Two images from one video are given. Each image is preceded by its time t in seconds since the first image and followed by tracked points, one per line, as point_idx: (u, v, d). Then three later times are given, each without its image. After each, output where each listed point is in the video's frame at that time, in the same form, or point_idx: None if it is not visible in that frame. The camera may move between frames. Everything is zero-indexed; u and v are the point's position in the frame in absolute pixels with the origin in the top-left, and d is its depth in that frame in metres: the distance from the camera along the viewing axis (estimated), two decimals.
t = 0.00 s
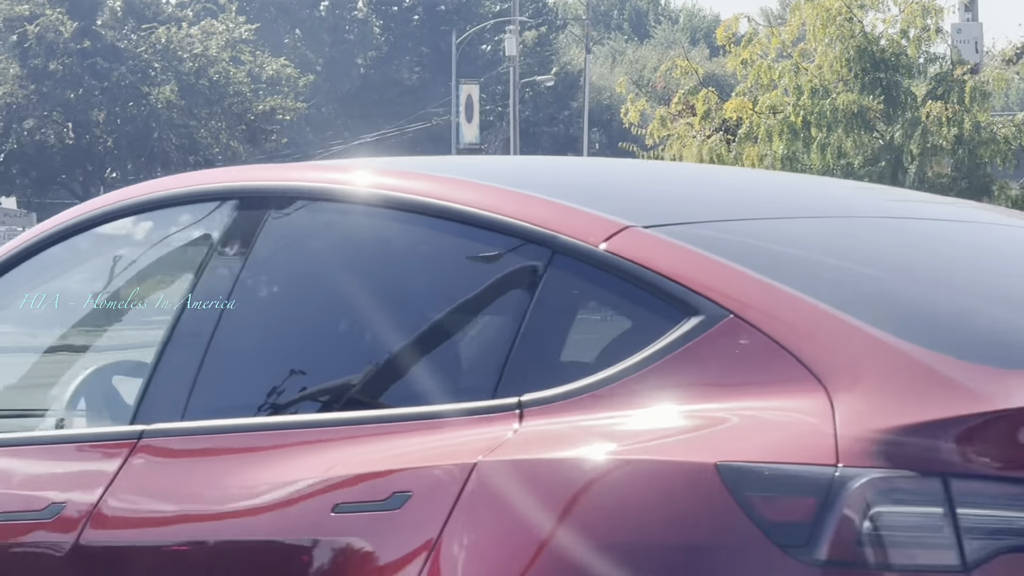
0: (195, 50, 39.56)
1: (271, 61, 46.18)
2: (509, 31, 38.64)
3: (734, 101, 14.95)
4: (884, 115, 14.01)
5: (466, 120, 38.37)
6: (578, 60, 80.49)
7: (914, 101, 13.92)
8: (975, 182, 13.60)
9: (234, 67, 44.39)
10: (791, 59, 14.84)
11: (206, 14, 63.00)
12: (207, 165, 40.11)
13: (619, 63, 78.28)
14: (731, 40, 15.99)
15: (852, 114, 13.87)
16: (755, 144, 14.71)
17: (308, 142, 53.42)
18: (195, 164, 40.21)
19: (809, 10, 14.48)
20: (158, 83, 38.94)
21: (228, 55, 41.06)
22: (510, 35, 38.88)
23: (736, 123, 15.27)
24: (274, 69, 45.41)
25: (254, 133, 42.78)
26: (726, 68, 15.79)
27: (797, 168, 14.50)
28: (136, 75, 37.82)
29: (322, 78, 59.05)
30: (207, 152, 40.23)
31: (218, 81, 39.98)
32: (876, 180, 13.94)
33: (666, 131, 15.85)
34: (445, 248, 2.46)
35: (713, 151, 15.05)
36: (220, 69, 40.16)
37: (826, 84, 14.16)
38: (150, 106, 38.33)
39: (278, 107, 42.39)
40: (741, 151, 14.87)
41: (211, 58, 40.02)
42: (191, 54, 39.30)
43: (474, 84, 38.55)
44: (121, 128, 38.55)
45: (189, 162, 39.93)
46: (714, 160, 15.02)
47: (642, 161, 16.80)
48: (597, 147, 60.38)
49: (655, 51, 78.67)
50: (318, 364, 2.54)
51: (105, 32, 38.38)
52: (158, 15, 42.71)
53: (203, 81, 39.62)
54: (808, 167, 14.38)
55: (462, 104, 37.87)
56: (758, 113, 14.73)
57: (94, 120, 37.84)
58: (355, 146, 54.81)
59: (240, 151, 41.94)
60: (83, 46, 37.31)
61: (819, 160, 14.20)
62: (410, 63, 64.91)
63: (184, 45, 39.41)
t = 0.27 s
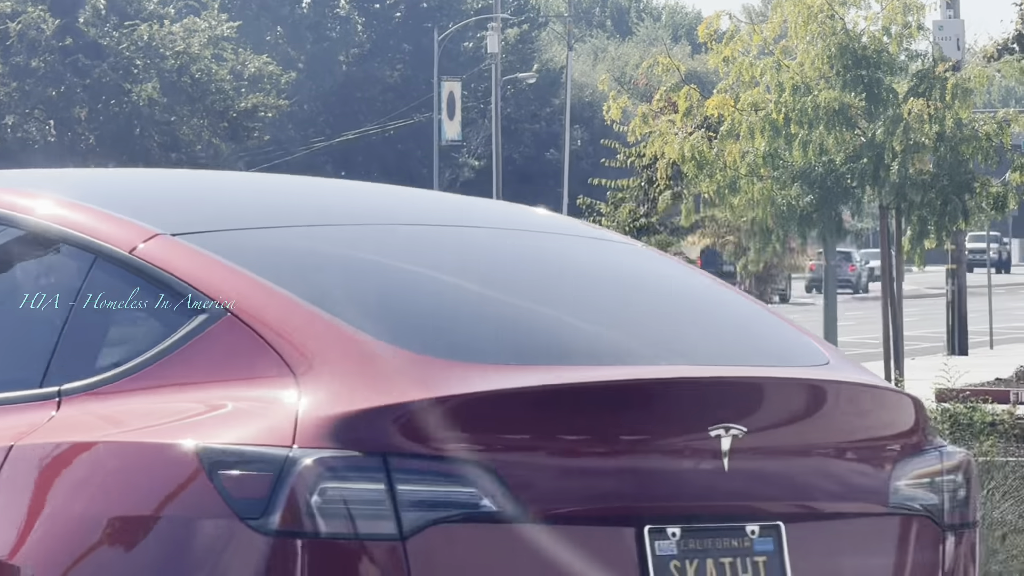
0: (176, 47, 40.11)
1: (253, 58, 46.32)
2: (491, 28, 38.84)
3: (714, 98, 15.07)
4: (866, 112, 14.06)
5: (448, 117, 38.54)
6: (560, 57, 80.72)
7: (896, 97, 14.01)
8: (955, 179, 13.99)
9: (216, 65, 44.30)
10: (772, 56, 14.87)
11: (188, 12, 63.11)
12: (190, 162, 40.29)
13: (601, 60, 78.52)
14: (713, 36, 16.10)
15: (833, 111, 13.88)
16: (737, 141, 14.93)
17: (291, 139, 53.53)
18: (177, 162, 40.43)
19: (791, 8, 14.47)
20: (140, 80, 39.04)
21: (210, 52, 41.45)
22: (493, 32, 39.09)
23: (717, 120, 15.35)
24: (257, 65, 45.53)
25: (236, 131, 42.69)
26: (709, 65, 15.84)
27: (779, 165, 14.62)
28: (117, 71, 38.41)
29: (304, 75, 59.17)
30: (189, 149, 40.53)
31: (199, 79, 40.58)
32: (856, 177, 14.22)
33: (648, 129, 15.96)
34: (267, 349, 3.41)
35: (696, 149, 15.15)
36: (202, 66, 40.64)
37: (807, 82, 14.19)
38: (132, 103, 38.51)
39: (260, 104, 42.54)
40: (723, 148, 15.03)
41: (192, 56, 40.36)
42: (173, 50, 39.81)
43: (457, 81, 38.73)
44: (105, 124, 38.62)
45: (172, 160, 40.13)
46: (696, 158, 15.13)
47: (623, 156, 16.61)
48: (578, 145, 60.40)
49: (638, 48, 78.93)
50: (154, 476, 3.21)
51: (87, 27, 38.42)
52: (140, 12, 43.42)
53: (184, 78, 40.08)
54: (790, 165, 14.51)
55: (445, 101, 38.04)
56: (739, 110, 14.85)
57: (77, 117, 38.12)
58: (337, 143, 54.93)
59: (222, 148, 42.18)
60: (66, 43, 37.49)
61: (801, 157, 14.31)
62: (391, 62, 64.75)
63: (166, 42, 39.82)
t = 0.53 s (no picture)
0: (160, 45, 40.09)
1: (237, 58, 46.26)
2: (475, 27, 38.82)
3: (699, 98, 15.13)
4: (849, 111, 14.19)
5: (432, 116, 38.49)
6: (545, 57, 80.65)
7: (881, 97, 14.12)
8: (939, 178, 14.10)
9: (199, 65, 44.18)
10: (755, 55, 14.92)
11: (172, 12, 63.02)
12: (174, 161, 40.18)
13: (585, 60, 78.49)
14: (696, 35, 16.14)
15: (817, 110, 13.96)
16: (721, 140, 15.02)
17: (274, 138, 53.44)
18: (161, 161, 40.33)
19: (775, 7, 14.52)
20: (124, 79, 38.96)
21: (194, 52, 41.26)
22: (477, 31, 39.06)
23: (701, 119, 15.40)
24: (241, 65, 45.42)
25: (219, 130, 42.63)
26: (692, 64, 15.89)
27: (762, 164, 14.66)
28: (101, 69, 38.38)
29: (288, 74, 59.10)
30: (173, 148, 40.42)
31: (183, 77, 40.26)
32: (840, 176, 14.27)
33: (632, 127, 16.00)
34: None
35: (680, 148, 15.17)
36: (186, 65, 40.47)
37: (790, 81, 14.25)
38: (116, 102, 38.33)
39: (244, 103, 42.48)
40: (707, 146, 15.09)
41: (176, 55, 40.27)
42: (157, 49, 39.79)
43: (441, 80, 38.69)
44: (88, 124, 38.49)
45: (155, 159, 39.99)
46: (679, 156, 15.15)
47: (609, 155, 16.57)
48: (563, 145, 60.26)
49: (622, 48, 78.93)
50: None
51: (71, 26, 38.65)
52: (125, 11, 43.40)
53: (168, 77, 39.90)
54: (773, 164, 14.55)
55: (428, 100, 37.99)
56: (724, 109, 14.94)
57: (61, 116, 38.00)
58: (321, 142, 54.84)
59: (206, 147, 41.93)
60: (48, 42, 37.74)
61: (784, 156, 14.37)
62: (376, 61, 64.60)
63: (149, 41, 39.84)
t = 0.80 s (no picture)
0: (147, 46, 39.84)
1: (223, 57, 46.16)
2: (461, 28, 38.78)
3: (686, 98, 15.15)
4: (836, 112, 14.25)
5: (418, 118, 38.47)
6: (530, 58, 80.65)
7: (868, 98, 14.18)
8: (926, 177, 14.12)
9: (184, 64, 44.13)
10: (741, 56, 14.95)
11: (157, 13, 62.80)
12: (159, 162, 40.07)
13: (571, 62, 78.58)
14: (683, 35, 16.14)
15: (804, 110, 14.01)
16: (707, 141, 15.05)
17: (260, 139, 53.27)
18: (146, 161, 40.17)
19: (761, 7, 14.53)
20: (109, 81, 38.64)
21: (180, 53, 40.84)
22: (463, 31, 39.03)
23: (688, 120, 15.39)
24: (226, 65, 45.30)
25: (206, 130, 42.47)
26: (677, 64, 15.90)
27: (749, 164, 14.70)
28: (87, 71, 38.04)
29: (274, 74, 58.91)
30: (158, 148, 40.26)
31: (170, 79, 39.71)
32: (827, 177, 14.32)
33: (618, 128, 15.97)
34: None
35: (666, 148, 15.15)
36: (171, 66, 40.08)
37: (778, 81, 14.27)
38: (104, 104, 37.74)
39: (231, 104, 42.37)
40: (693, 147, 15.09)
41: (161, 55, 39.80)
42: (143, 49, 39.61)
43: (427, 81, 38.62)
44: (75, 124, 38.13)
45: (141, 159, 39.74)
46: (666, 157, 15.13)
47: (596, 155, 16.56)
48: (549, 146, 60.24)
49: (607, 48, 78.94)
50: None
51: (56, 27, 38.21)
52: (109, 11, 43.23)
53: (155, 78, 39.25)
54: (760, 165, 14.59)
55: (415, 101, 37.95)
56: (710, 110, 14.95)
57: (47, 117, 37.49)
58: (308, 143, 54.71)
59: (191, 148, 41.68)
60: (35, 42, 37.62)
61: (772, 157, 14.40)
62: (363, 62, 64.48)
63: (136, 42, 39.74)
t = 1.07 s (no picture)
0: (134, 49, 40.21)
1: (210, 58, 46.36)
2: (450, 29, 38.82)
3: (675, 100, 15.18)
4: (825, 113, 14.29)
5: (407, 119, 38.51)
6: (520, 59, 80.77)
7: (857, 100, 14.25)
8: (915, 179, 14.17)
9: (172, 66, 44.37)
10: (729, 58, 14.99)
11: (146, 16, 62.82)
12: (148, 164, 40.12)
13: (560, 63, 78.69)
14: (672, 38, 16.18)
15: (793, 112, 14.04)
16: (695, 143, 15.07)
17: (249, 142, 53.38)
18: (135, 164, 40.21)
19: (750, 9, 14.57)
20: (99, 83, 38.73)
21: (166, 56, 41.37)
22: (452, 33, 39.08)
23: (677, 121, 15.41)
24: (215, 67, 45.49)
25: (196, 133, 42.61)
26: (667, 66, 15.94)
27: (737, 166, 14.72)
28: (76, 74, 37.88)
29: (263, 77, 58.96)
30: (148, 150, 40.33)
31: (159, 83, 40.19)
32: (815, 179, 14.37)
33: (607, 130, 15.97)
34: None
35: (654, 150, 15.16)
36: (159, 69, 40.47)
37: (766, 83, 14.30)
38: (93, 106, 37.89)
39: (219, 106, 42.45)
40: (682, 149, 15.12)
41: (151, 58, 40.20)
42: (132, 53, 39.97)
43: (416, 82, 38.63)
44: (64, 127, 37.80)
45: (130, 162, 39.80)
46: (654, 159, 15.14)
47: (585, 157, 16.56)
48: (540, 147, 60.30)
49: (597, 50, 79.07)
50: None
51: (46, 32, 38.76)
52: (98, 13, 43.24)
53: (145, 82, 39.93)
54: (748, 167, 14.61)
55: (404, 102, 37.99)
56: (699, 112, 14.98)
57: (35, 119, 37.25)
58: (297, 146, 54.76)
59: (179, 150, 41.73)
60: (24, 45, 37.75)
61: (760, 159, 14.43)
62: (351, 64, 64.59)
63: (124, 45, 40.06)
